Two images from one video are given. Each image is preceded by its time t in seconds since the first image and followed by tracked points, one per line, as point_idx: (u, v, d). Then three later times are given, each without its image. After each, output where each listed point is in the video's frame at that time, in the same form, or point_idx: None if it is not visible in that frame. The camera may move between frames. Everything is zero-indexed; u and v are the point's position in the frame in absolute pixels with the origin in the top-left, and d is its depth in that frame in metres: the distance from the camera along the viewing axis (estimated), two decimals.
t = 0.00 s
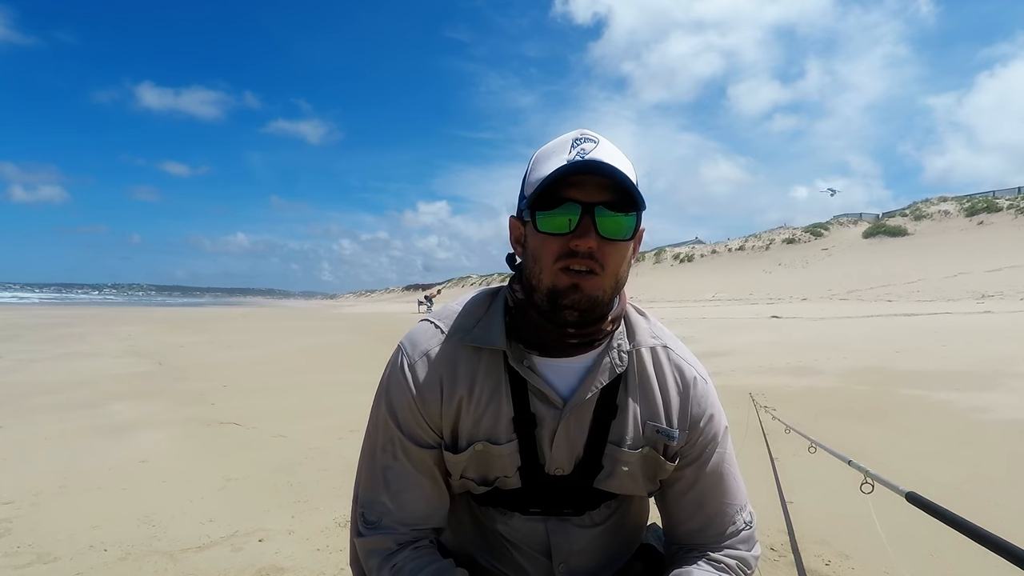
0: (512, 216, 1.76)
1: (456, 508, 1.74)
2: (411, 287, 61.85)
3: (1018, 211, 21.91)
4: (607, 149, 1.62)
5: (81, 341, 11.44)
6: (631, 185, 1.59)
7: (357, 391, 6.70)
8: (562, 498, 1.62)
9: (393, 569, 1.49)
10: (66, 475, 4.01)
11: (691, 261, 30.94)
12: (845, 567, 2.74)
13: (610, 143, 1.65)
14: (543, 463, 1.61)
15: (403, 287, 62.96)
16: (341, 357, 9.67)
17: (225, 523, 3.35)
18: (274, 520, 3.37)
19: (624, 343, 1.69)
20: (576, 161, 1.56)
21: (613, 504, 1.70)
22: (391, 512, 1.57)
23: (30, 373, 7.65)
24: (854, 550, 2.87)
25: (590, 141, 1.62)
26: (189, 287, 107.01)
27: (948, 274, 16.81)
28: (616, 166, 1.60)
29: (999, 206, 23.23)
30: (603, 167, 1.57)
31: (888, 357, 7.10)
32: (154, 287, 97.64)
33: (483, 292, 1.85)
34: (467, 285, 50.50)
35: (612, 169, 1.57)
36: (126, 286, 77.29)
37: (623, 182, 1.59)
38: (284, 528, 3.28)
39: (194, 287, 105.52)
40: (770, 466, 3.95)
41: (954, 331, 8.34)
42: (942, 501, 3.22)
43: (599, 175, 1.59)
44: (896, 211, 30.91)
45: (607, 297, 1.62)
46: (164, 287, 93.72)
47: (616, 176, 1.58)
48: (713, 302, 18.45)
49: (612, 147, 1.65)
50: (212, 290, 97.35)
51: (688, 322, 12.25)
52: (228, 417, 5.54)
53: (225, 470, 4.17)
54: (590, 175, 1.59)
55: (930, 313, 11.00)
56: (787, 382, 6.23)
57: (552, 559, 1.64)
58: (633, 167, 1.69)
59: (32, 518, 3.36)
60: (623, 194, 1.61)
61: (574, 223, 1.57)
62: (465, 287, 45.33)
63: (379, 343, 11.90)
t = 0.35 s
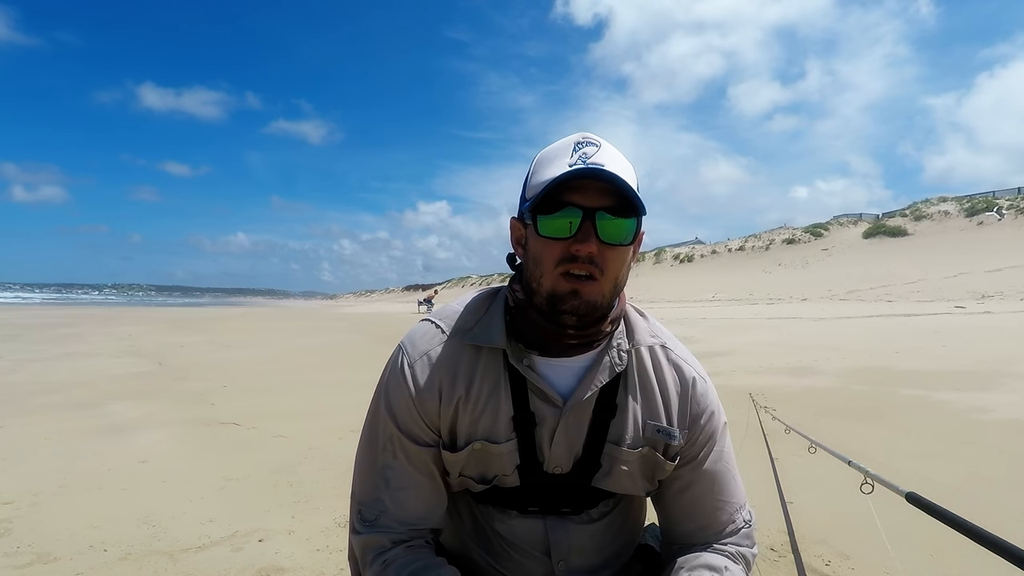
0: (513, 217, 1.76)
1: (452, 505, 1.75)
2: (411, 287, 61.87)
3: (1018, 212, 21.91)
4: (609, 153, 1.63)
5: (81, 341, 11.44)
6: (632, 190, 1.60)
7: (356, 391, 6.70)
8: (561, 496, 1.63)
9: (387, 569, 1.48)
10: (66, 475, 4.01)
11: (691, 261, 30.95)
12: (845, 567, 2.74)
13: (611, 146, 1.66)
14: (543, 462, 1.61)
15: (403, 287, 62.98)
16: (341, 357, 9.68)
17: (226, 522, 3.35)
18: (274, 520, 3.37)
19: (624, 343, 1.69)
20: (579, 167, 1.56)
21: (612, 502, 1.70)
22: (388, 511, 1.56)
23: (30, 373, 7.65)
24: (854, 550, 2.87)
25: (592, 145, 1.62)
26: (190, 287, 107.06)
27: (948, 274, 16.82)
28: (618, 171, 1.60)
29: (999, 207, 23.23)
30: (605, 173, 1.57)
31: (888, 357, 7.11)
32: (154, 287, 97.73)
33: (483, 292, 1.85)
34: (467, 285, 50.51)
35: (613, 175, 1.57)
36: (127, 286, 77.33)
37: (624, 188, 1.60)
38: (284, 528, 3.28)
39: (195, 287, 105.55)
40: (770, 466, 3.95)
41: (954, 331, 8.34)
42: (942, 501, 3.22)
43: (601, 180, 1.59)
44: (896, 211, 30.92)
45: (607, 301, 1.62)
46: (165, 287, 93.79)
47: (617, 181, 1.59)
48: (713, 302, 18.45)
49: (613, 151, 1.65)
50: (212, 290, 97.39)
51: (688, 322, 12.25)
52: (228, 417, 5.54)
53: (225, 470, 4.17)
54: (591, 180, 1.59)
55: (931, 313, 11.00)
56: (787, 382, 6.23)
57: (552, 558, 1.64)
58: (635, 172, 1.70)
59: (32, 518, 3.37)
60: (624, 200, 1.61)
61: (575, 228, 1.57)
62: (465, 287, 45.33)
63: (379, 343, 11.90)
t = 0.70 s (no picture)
0: (519, 216, 1.77)
1: (456, 502, 1.77)
2: (411, 288, 61.86)
3: (1018, 212, 21.91)
4: (616, 154, 1.63)
5: (81, 341, 11.44)
6: (638, 193, 1.60)
7: (356, 390, 6.70)
8: (564, 495, 1.62)
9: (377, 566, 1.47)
10: (66, 475, 4.01)
11: (691, 261, 30.96)
12: (845, 567, 2.74)
13: (618, 147, 1.66)
14: (546, 460, 1.61)
15: (403, 287, 62.97)
16: (341, 357, 9.68)
17: (226, 522, 3.35)
18: (274, 520, 3.37)
19: (628, 343, 1.69)
20: (587, 168, 1.57)
21: (614, 502, 1.70)
22: (387, 508, 1.56)
23: (30, 373, 7.65)
24: (854, 550, 2.87)
25: (600, 146, 1.63)
26: (190, 287, 107.08)
27: (948, 274, 16.82)
28: (624, 173, 1.60)
29: (999, 206, 23.22)
30: (611, 175, 1.57)
31: (888, 357, 7.11)
32: (154, 287, 97.71)
33: (487, 292, 1.86)
34: (467, 285, 50.51)
35: (620, 177, 1.58)
36: (127, 287, 77.34)
37: (630, 191, 1.60)
38: (285, 528, 3.28)
39: (195, 288, 105.56)
40: (770, 466, 3.95)
41: (954, 331, 8.34)
42: (942, 501, 3.22)
43: (607, 182, 1.59)
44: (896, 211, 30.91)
45: (611, 303, 1.62)
46: (165, 287, 93.85)
47: (623, 184, 1.59)
48: (713, 302, 18.45)
49: (620, 152, 1.65)
50: (212, 290, 97.40)
51: (688, 322, 12.25)
52: (228, 417, 5.54)
53: (225, 470, 4.17)
54: (598, 182, 1.59)
55: (930, 313, 11.00)
56: (787, 382, 6.23)
57: (556, 557, 1.64)
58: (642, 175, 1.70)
59: (32, 518, 3.37)
60: (631, 203, 1.61)
61: (581, 229, 1.58)
62: (465, 287, 45.31)
63: (379, 343, 11.90)
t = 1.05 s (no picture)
0: (523, 216, 1.77)
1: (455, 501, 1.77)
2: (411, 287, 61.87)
3: (1018, 211, 21.89)
4: (621, 157, 1.62)
5: (81, 341, 11.44)
6: (642, 197, 1.59)
7: (356, 390, 6.70)
8: (562, 494, 1.62)
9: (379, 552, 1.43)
10: (66, 475, 4.01)
11: (691, 261, 30.95)
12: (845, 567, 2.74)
13: (623, 149, 1.66)
14: (544, 459, 1.61)
15: (403, 287, 62.96)
16: (341, 357, 9.67)
17: (226, 522, 3.35)
18: (274, 520, 3.37)
19: (628, 342, 1.69)
20: (592, 170, 1.57)
21: (613, 502, 1.70)
22: (392, 503, 1.54)
23: (29, 373, 7.65)
24: (854, 550, 2.87)
25: (604, 148, 1.62)
26: (190, 287, 107.10)
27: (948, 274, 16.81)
28: (628, 177, 1.60)
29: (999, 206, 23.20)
30: (615, 178, 1.57)
31: (888, 357, 7.10)
32: (154, 287, 97.72)
33: (489, 291, 1.86)
34: (467, 285, 50.50)
35: (623, 180, 1.58)
36: (127, 287, 77.34)
37: (633, 194, 1.60)
38: (285, 528, 3.28)
39: (195, 287, 105.59)
40: (770, 466, 3.95)
41: (955, 331, 8.33)
42: (942, 501, 3.22)
43: (611, 185, 1.59)
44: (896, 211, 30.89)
45: (611, 305, 1.62)
46: (165, 287, 93.87)
47: (627, 187, 1.59)
48: (713, 302, 18.44)
49: (625, 155, 1.65)
50: (212, 290, 97.40)
51: (688, 322, 12.24)
52: (228, 417, 5.54)
53: (225, 470, 4.16)
54: (602, 185, 1.59)
55: (931, 313, 11.00)
56: (787, 382, 6.22)
57: (553, 556, 1.64)
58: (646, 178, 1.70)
59: (32, 518, 3.37)
60: (634, 206, 1.61)
61: (583, 231, 1.58)
62: (465, 287, 45.29)
63: (379, 343, 11.90)
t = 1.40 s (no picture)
0: (523, 218, 1.76)
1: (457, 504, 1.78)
2: (411, 288, 61.86)
3: (1018, 211, 21.89)
4: (625, 160, 1.62)
5: (81, 341, 11.44)
6: (646, 201, 1.59)
7: (356, 390, 6.71)
8: (560, 501, 1.63)
9: (413, 568, 1.36)
10: (66, 475, 4.01)
11: (691, 261, 30.96)
12: (845, 567, 2.74)
13: (627, 152, 1.65)
14: (544, 465, 1.62)
15: (403, 288, 62.92)
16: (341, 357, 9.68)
17: (226, 523, 3.35)
18: (274, 520, 3.37)
19: (629, 348, 1.69)
20: (596, 174, 1.56)
21: (611, 508, 1.71)
22: (409, 512, 1.46)
23: (29, 373, 7.65)
24: (854, 550, 2.87)
25: (608, 151, 1.62)
26: (190, 287, 107.06)
27: (948, 274, 16.81)
28: (632, 181, 1.59)
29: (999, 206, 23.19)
30: (618, 182, 1.57)
31: (888, 357, 7.11)
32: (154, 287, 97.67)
33: (490, 292, 1.86)
34: (467, 285, 50.49)
35: (627, 185, 1.57)
36: (127, 287, 77.32)
37: (637, 199, 1.59)
38: (284, 528, 3.28)
39: (195, 288, 105.59)
40: (770, 466, 3.95)
41: (954, 331, 8.34)
42: (941, 501, 3.23)
43: (615, 188, 1.58)
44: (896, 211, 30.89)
45: (614, 309, 1.62)
46: (165, 287, 93.86)
47: (631, 192, 1.58)
48: (713, 302, 18.43)
49: (629, 157, 1.65)
50: (212, 290, 97.36)
51: (688, 322, 12.25)
52: (228, 417, 5.54)
53: (225, 469, 4.17)
54: (605, 188, 1.58)
55: (931, 313, 11.00)
56: (787, 382, 6.23)
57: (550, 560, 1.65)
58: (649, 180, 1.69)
59: (32, 519, 3.37)
60: (638, 210, 1.61)
61: (586, 236, 1.57)
62: (465, 286, 45.26)
63: (379, 343, 11.90)
